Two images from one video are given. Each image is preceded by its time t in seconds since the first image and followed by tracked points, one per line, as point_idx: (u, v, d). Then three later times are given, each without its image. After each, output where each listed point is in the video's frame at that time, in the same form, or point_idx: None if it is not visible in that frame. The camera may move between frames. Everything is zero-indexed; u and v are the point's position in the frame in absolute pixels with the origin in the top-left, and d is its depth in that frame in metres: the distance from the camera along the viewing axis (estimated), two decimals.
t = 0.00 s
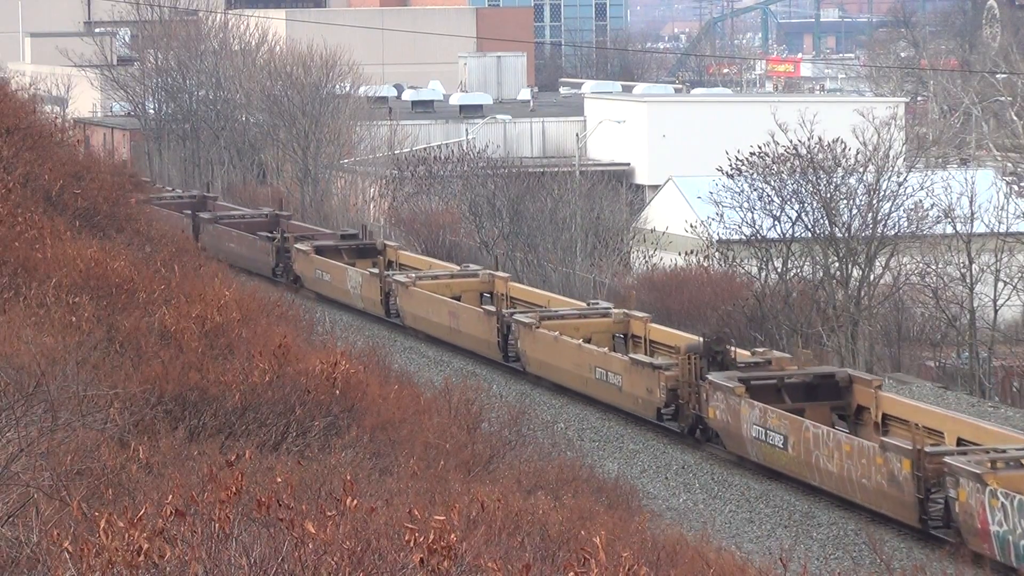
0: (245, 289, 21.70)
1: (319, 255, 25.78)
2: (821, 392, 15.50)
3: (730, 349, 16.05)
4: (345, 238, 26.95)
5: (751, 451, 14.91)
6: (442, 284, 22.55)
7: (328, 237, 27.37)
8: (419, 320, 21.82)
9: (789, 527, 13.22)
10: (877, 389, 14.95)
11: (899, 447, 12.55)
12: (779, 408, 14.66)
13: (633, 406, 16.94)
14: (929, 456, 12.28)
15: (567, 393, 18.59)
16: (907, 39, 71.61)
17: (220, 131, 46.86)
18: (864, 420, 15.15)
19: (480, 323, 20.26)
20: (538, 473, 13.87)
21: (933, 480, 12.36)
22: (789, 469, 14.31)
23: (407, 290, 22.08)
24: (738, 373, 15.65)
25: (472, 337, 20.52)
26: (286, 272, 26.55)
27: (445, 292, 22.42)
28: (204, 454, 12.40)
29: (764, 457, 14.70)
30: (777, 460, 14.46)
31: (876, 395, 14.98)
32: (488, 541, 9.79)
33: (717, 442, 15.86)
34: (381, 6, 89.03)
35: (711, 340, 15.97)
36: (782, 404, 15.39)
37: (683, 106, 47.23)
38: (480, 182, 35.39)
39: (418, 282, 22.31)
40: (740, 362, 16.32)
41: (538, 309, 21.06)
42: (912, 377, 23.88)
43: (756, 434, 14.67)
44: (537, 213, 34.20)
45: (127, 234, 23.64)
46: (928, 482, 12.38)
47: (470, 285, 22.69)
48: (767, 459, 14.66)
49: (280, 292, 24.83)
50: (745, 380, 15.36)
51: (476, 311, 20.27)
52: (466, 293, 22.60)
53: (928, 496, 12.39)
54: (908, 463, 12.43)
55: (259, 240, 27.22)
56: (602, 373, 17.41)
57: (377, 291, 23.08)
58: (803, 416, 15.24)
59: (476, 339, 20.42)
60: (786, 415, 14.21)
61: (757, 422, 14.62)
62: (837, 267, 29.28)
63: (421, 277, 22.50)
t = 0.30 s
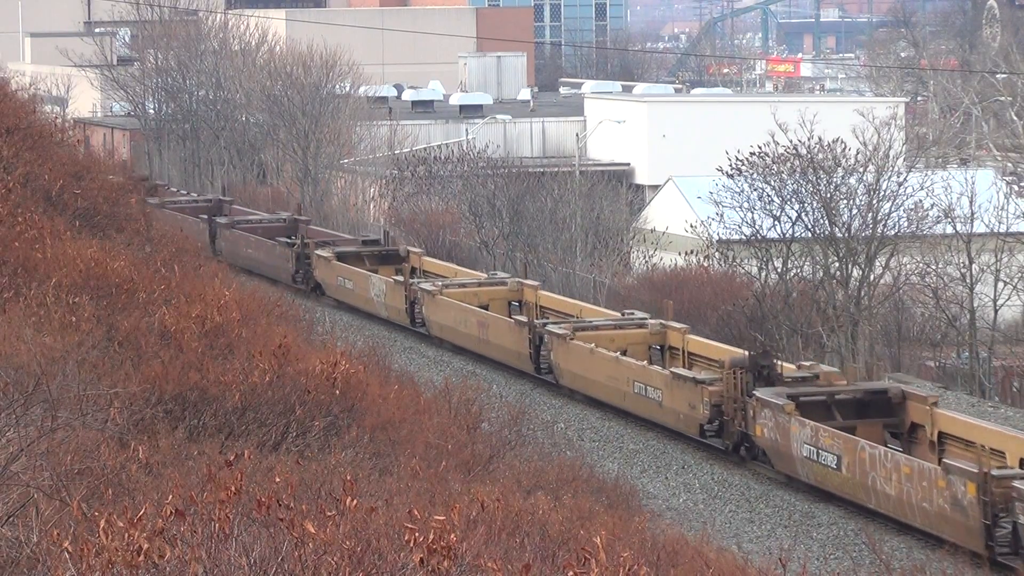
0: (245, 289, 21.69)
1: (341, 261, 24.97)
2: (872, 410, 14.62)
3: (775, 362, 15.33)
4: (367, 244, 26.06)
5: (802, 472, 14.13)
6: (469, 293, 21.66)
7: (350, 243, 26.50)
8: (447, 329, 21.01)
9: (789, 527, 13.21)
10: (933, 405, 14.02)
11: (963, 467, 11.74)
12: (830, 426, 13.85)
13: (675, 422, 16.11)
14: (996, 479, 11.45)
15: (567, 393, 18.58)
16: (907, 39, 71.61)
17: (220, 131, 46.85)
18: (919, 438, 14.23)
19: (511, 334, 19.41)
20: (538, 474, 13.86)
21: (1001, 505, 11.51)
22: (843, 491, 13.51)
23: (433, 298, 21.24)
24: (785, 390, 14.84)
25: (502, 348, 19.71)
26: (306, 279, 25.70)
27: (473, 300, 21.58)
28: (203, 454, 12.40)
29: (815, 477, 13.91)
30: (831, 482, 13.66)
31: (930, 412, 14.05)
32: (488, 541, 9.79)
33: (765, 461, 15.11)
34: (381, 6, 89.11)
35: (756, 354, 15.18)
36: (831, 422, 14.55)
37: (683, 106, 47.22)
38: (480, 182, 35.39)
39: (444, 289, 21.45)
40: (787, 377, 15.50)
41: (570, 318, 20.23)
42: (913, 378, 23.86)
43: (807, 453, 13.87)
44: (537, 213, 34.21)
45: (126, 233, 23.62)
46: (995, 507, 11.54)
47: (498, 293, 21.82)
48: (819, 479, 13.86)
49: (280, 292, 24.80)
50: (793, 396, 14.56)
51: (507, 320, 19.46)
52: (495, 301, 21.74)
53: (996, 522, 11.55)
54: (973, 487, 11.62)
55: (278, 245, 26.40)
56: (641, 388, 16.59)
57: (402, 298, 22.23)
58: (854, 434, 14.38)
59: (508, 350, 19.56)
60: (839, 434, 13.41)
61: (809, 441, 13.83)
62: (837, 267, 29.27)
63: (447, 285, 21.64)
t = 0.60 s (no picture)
0: (245, 289, 21.70)
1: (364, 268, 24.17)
2: (927, 428, 13.96)
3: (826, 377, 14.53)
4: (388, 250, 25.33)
5: (856, 493, 13.34)
6: (498, 302, 20.91)
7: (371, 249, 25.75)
8: (476, 340, 20.29)
9: (789, 527, 13.22)
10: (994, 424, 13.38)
11: None
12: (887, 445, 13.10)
13: (718, 440, 15.39)
14: None
15: (568, 394, 18.56)
16: (907, 38, 71.63)
17: (220, 131, 46.85)
18: (978, 458, 13.55)
19: (544, 346, 18.66)
20: (538, 474, 13.87)
21: None
22: (902, 515, 12.72)
23: (461, 308, 20.50)
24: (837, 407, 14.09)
25: (533, 360, 18.97)
26: (327, 287, 24.99)
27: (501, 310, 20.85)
28: (203, 454, 12.41)
29: (871, 500, 13.13)
30: (887, 505, 12.87)
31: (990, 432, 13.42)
32: (488, 541, 9.79)
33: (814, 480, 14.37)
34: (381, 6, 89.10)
35: (805, 369, 14.45)
36: (886, 441, 13.85)
37: (683, 106, 47.23)
38: (480, 182, 35.43)
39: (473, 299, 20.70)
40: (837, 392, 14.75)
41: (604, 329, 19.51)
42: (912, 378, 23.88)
43: (863, 474, 13.10)
44: (537, 213, 34.25)
45: (126, 233, 23.65)
46: None
47: (528, 302, 21.09)
48: (876, 502, 13.07)
49: (280, 292, 24.80)
50: (847, 414, 13.82)
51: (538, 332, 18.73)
52: (525, 311, 21.02)
53: None
54: None
55: (298, 251, 25.57)
56: (683, 404, 15.85)
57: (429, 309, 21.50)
58: (909, 453, 13.65)
59: (542, 363, 18.82)
60: (897, 455, 12.64)
61: (865, 462, 13.05)
62: (837, 267, 29.28)
63: (476, 295, 20.91)
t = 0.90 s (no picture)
0: (245, 289, 21.69)
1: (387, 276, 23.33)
2: (988, 448, 13.18)
3: (880, 395, 13.87)
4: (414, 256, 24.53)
5: (917, 518, 12.54)
6: (528, 311, 20.20)
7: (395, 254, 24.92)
8: (504, 352, 19.58)
9: (789, 527, 13.21)
10: None
11: None
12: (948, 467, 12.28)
13: (766, 459, 14.69)
14: None
15: (569, 394, 18.55)
16: (907, 38, 71.62)
17: (220, 131, 46.85)
18: None
19: (576, 356, 17.91)
20: (537, 474, 13.85)
21: None
22: (965, 542, 11.88)
23: (490, 318, 19.77)
24: (893, 426, 13.27)
25: (565, 372, 18.24)
26: (349, 295, 24.32)
27: (533, 319, 20.11)
28: (203, 454, 12.40)
29: (933, 526, 12.31)
30: (949, 530, 12.05)
31: None
32: (487, 541, 9.78)
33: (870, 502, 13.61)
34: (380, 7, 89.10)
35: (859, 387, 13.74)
36: (945, 462, 13.02)
37: (682, 106, 47.22)
38: (480, 182, 35.42)
39: (502, 308, 19.96)
40: (890, 409, 13.93)
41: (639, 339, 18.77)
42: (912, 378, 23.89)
43: (924, 497, 12.31)
44: (537, 213, 34.24)
45: (126, 233, 23.65)
46: None
47: (559, 312, 20.36)
48: (938, 527, 12.25)
49: (280, 292, 24.78)
50: (904, 433, 13.01)
51: (571, 343, 17.99)
52: (555, 320, 20.28)
53: None
54: None
55: (319, 258, 24.81)
56: (728, 420, 15.15)
57: (455, 317, 20.75)
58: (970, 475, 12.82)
59: (573, 375, 18.06)
60: (961, 477, 11.81)
61: (925, 484, 12.29)
62: (837, 267, 29.28)
63: (505, 303, 20.18)
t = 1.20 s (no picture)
0: (245, 289, 21.69)
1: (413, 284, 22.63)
2: None
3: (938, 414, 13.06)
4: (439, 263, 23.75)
5: (983, 545, 11.75)
6: (561, 320, 19.45)
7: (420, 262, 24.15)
8: (536, 363, 18.84)
9: (789, 527, 13.21)
10: None
11: None
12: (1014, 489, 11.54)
13: (818, 480, 13.93)
14: None
15: (570, 394, 18.53)
16: (907, 38, 71.62)
17: (220, 131, 46.86)
18: None
19: (614, 370, 17.13)
20: (537, 474, 13.85)
21: None
22: None
23: (521, 328, 19.00)
24: (954, 447, 12.57)
25: (601, 386, 17.48)
26: (372, 303, 23.60)
27: (566, 329, 19.36)
28: (203, 454, 12.40)
29: (1000, 553, 11.50)
30: (1018, 557, 11.22)
31: None
32: (487, 541, 9.79)
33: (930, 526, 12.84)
34: (380, 7, 89.10)
35: (918, 404, 12.96)
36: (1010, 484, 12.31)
37: (683, 105, 47.21)
38: (480, 182, 35.42)
39: (533, 318, 19.20)
40: (950, 428, 13.23)
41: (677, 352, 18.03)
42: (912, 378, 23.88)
43: (990, 523, 11.52)
44: (537, 213, 34.22)
45: (126, 233, 23.65)
46: None
47: (593, 322, 19.61)
48: (1005, 555, 11.44)
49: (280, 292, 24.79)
50: (967, 454, 12.32)
51: (607, 355, 17.23)
52: (588, 330, 19.54)
53: None
54: None
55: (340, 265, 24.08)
56: (776, 438, 14.38)
57: (484, 327, 19.99)
58: None
59: (611, 389, 17.28)
60: None
61: (992, 509, 11.47)
62: (837, 267, 29.27)
63: (537, 312, 19.42)
